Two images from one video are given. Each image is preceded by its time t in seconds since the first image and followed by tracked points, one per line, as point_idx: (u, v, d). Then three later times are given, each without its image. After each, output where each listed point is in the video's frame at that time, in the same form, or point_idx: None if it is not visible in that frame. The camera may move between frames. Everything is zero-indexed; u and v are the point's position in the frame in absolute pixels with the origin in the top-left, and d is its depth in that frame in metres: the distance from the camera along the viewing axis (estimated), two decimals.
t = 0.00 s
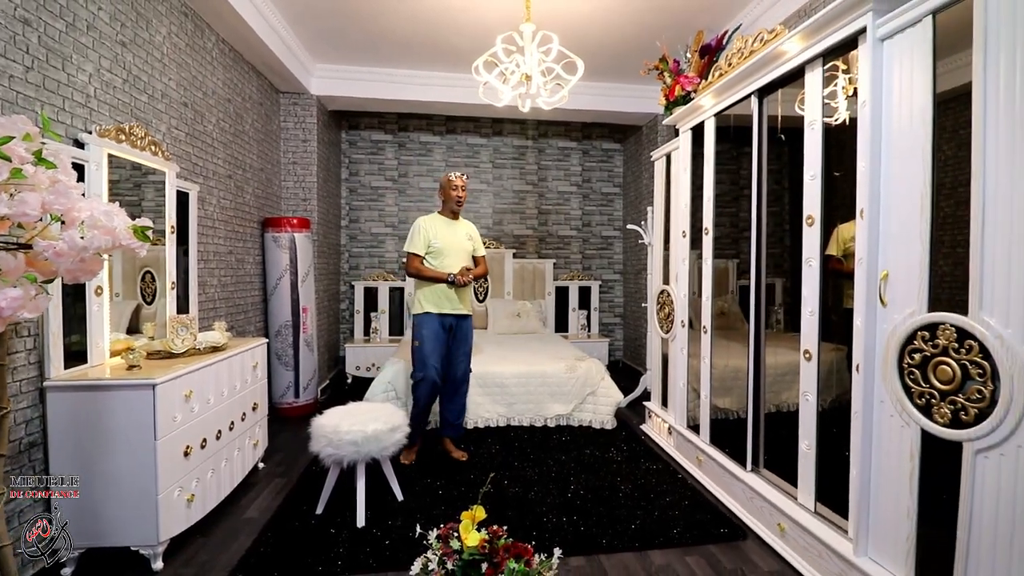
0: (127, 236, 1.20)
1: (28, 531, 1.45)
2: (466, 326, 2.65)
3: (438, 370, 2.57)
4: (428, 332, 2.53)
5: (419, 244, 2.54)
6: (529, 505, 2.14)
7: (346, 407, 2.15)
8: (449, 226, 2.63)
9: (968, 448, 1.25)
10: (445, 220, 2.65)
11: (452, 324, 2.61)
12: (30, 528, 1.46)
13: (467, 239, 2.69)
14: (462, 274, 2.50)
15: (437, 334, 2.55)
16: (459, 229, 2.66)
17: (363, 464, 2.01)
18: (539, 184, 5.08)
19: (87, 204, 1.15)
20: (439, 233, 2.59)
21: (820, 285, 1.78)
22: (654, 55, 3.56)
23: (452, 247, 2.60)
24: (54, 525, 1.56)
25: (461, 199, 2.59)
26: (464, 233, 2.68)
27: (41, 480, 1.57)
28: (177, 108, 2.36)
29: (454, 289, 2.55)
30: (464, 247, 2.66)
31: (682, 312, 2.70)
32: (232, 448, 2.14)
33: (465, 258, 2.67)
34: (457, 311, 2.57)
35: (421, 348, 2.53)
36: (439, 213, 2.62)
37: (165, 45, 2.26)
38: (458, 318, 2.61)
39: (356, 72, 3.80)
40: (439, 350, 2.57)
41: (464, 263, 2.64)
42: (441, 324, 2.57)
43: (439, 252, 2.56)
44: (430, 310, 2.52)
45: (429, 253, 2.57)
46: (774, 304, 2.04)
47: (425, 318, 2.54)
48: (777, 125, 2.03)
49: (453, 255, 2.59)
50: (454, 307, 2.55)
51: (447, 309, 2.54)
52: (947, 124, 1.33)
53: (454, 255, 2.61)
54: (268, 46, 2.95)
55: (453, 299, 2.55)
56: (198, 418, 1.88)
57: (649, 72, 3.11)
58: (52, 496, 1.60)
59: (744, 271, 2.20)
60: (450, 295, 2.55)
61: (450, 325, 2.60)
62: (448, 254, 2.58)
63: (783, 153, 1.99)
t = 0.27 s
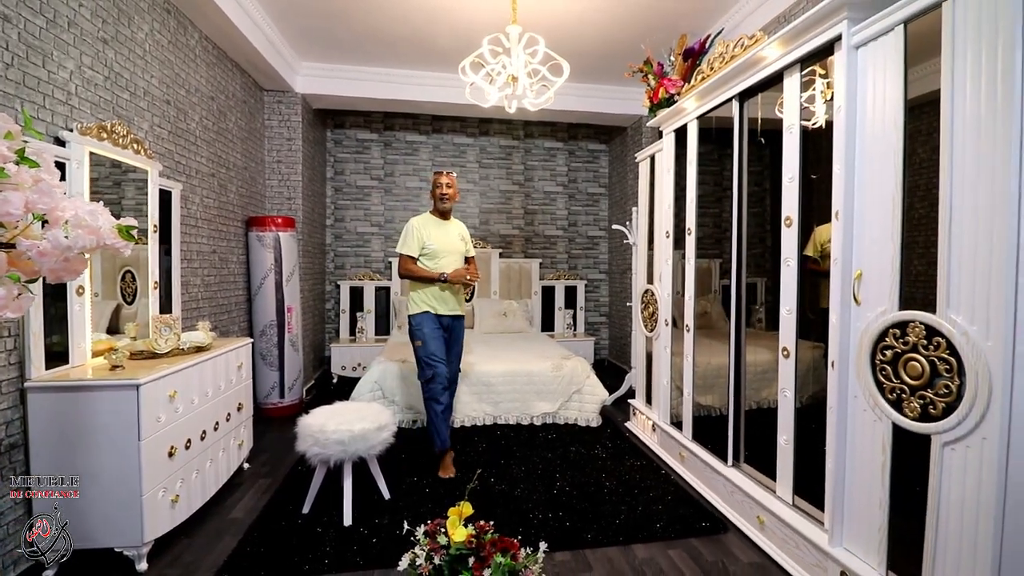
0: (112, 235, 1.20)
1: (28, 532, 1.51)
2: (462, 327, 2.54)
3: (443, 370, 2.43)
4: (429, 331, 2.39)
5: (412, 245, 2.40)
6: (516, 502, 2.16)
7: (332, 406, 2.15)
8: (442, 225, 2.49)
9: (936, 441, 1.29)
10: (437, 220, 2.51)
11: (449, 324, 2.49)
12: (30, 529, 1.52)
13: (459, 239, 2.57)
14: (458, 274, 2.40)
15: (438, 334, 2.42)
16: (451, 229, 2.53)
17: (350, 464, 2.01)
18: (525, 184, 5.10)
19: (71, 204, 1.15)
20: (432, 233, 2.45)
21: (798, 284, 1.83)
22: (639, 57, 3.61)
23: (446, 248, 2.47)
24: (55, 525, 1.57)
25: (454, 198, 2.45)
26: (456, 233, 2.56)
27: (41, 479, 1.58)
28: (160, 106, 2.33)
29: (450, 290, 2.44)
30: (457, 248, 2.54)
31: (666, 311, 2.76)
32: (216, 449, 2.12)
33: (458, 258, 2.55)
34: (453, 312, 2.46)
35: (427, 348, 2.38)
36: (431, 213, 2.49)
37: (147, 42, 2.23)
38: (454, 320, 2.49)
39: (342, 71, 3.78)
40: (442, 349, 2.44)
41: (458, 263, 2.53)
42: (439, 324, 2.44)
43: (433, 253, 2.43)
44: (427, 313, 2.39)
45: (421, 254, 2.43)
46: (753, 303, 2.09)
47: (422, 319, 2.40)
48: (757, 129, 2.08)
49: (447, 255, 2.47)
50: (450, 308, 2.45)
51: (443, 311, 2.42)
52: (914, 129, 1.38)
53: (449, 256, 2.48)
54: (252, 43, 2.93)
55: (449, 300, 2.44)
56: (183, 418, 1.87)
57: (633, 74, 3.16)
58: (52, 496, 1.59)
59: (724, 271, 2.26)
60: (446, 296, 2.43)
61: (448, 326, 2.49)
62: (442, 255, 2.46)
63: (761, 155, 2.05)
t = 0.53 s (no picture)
0: (108, 238, 1.22)
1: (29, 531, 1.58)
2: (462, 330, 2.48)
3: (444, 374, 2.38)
4: (428, 336, 2.34)
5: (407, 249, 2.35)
6: (507, 500, 2.19)
7: (325, 407, 2.17)
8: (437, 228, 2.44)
9: (911, 436, 1.34)
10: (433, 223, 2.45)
11: (449, 327, 2.44)
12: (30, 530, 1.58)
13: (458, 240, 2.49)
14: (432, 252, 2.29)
15: (437, 339, 2.37)
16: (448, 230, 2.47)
17: (343, 463, 2.03)
18: (517, 185, 5.14)
19: (67, 208, 1.17)
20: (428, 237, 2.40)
21: (781, 285, 1.88)
22: (629, 61, 3.66)
23: (443, 252, 2.41)
24: (55, 525, 1.60)
25: (449, 201, 2.39)
26: (455, 234, 2.48)
27: (41, 479, 1.62)
28: (152, 108, 2.34)
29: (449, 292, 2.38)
30: (455, 250, 2.47)
31: (655, 311, 2.80)
32: (209, 449, 2.13)
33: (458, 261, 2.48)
34: (454, 314, 2.40)
35: (425, 355, 2.32)
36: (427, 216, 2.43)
37: (140, 44, 2.24)
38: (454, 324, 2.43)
39: (334, 72, 3.79)
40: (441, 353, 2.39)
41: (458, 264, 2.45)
42: (439, 328, 2.39)
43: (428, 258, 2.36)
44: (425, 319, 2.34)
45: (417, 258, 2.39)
46: (739, 304, 2.14)
47: (421, 324, 2.35)
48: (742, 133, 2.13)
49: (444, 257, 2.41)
50: (451, 310, 2.39)
51: (443, 313, 2.37)
52: (890, 137, 1.43)
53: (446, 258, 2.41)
54: (244, 45, 2.94)
55: (449, 301, 2.37)
56: (176, 419, 1.88)
57: (623, 78, 3.20)
58: (52, 497, 1.62)
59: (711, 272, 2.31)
60: (444, 298, 2.37)
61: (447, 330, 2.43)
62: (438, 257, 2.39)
63: (745, 160, 2.10)
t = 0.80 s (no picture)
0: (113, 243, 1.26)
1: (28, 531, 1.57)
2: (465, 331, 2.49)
3: (444, 378, 2.39)
4: (428, 339, 2.36)
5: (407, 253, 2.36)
6: (503, 498, 2.24)
7: (324, 406, 2.21)
8: (436, 229, 2.45)
9: (890, 433, 1.39)
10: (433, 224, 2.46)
11: (451, 330, 2.45)
12: (30, 529, 1.58)
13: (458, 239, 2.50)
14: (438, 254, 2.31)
15: (437, 342, 2.38)
16: (448, 230, 2.48)
17: (341, 462, 2.07)
18: (513, 187, 5.19)
19: (76, 215, 1.21)
20: (427, 239, 2.40)
21: (767, 287, 1.93)
22: (623, 65, 3.71)
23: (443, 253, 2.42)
24: (55, 525, 1.63)
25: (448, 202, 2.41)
26: (454, 234, 2.49)
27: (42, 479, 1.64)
28: (153, 112, 2.37)
29: (451, 295, 2.39)
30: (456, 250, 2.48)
31: (648, 312, 2.85)
32: (210, 448, 2.17)
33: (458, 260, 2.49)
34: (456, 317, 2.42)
35: (421, 358, 2.35)
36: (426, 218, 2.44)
37: (140, 50, 2.28)
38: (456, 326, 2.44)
39: (332, 75, 3.83)
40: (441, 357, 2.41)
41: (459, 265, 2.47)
42: (440, 331, 2.41)
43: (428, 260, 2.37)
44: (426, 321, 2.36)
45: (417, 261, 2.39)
46: (728, 305, 2.20)
47: (422, 328, 2.37)
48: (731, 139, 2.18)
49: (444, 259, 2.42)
50: (452, 313, 2.40)
51: (445, 316, 2.39)
52: (870, 144, 1.48)
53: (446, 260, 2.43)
54: (243, 49, 2.97)
55: (451, 304, 2.39)
56: (178, 418, 1.92)
57: (617, 83, 3.25)
58: (52, 496, 1.65)
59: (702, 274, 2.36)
60: (447, 301, 2.38)
61: (448, 332, 2.44)
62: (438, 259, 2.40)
63: (735, 164, 2.15)
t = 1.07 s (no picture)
0: (125, 244, 1.31)
1: (28, 531, 1.58)
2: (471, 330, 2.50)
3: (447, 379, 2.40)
4: (432, 340, 2.38)
5: (409, 253, 2.38)
6: (502, 493, 2.28)
7: (326, 404, 2.25)
8: (438, 228, 2.46)
9: (876, 428, 1.44)
10: (435, 223, 2.47)
11: (456, 330, 2.46)
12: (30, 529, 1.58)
13: (460, 236, 2.50)
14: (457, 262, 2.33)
15: (441, 342, 2.40)
16: (449, 228, 2.49)
17: (344, 458, 2.12)
18: (513, 187, 5.23)
19: (89, 218, 1.26)
20: (429, 238, 2.41)
21: (760, 285, 1.97)
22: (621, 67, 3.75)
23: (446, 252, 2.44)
24: (54, 525, 1.63)
25: (449, 200, 2.42)
26: (456, 231, 2.50)
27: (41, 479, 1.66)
28: (157, 116, 2.42)
29: (454, 293, 2.40)
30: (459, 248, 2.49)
31: (645, 312, 2.90)
32: (215, 446, 2.22)
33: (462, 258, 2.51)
34: (460, 316, 2.43)
35: (425, 359, 2.37)
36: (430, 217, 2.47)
37: (145, 55, 2.32)
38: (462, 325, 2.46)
39: (333, 78, 3.87)
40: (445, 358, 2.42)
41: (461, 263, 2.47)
42: (445, 331, 2.42)
43: (431, 259, 2.40)
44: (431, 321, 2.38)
45: (420, 261, 2.41)
46: (722, 304, 2.24)
47: (427, 328, 2.39)
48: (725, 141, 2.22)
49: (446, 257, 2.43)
50: (456, 312, 2.41)
51: (449, 316, 2.40)
52: (857, 147, 1.53)
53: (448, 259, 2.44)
54: (245, 53, 3.01)
55: (455, 304, 2.40)
56: (184, 416, 1.96)
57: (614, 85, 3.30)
58: (52, 496, 1.67)
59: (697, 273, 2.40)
60: (451, 300, 2.39)
61: (454, 331, 2.45)
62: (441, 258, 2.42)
63: (729, 166, 2.20)
